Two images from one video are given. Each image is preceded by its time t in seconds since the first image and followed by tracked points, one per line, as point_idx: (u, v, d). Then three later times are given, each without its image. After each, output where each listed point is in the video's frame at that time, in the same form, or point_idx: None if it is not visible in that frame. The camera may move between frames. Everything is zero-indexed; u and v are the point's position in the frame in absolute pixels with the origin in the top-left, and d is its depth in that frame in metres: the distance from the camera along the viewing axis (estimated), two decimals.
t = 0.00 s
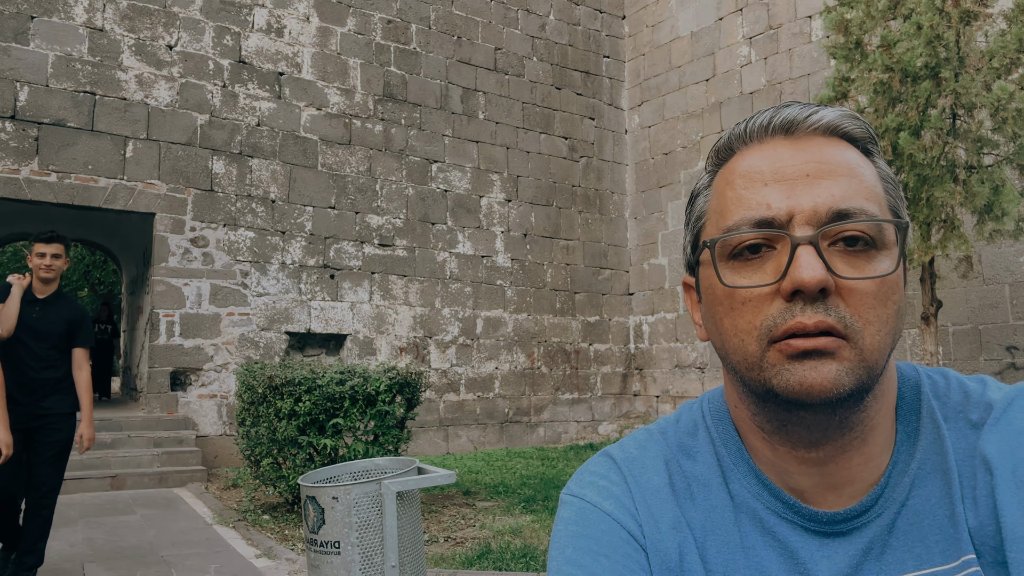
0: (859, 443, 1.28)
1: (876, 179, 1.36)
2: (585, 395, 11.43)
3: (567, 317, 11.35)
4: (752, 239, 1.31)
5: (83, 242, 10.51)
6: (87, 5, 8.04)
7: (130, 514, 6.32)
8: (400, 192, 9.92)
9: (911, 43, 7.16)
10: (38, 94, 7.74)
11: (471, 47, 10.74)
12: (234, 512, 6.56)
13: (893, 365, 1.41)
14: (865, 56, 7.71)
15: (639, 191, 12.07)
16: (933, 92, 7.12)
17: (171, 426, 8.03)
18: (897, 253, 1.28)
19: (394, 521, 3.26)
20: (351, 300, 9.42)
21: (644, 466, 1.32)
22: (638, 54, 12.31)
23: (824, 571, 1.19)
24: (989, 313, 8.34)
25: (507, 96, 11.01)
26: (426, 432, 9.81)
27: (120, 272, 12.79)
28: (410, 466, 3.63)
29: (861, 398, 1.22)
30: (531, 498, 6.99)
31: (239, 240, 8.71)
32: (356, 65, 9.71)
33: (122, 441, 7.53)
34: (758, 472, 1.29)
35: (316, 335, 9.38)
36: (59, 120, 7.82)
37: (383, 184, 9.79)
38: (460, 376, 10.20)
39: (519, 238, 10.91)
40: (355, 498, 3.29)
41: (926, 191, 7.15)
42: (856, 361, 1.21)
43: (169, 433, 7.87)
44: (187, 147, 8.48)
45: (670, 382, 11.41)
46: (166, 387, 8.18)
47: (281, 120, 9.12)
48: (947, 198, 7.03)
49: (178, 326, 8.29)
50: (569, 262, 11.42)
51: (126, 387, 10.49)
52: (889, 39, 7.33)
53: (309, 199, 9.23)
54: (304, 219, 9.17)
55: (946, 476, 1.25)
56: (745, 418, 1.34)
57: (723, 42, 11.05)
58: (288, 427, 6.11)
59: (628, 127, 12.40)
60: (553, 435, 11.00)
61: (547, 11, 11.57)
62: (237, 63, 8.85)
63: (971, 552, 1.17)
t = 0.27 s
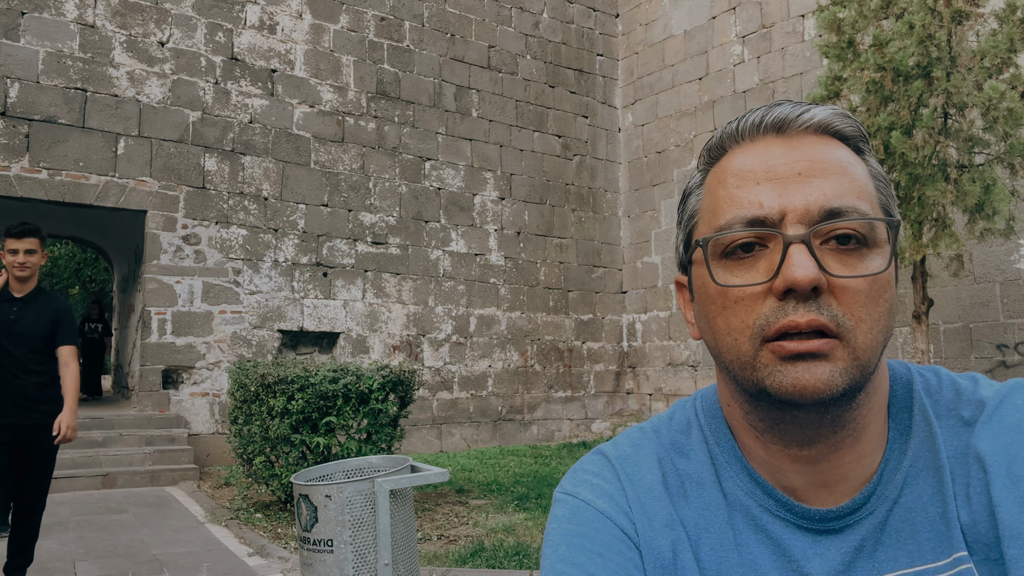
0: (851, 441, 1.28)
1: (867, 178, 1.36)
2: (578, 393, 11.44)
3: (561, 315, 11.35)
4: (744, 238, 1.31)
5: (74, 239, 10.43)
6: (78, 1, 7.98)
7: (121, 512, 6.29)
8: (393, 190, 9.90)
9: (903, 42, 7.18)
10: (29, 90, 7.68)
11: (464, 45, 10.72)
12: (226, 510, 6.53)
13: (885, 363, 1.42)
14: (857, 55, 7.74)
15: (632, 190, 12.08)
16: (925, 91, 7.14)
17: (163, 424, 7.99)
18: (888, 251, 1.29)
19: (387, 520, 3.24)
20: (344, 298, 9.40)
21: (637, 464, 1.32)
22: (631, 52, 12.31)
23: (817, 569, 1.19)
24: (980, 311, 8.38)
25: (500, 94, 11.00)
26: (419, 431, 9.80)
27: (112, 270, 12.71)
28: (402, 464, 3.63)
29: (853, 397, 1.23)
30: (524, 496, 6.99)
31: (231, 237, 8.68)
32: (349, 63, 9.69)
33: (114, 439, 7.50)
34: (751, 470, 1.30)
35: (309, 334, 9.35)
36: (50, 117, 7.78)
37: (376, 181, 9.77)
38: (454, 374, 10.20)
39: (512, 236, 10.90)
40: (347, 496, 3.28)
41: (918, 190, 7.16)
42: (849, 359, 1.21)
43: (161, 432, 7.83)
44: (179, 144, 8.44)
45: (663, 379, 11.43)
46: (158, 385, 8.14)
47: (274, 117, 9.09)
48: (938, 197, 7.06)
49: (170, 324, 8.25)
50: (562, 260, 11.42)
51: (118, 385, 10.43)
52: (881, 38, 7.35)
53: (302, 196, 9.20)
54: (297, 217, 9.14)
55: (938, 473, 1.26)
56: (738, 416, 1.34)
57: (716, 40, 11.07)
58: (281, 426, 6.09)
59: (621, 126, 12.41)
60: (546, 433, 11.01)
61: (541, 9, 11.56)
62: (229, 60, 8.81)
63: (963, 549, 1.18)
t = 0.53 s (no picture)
0: (847, 440, 1.28)
1: (866, 178, 1.36)
2: (569, 391, 11.45)
3: (552, 313, 11.35)
4: (743, 237, 1.31)
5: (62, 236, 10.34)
6: None
7: (110, 511, 6.25)
8: (384, 187, 9.86)
9: (892, 41, 7.21)
10: (16, 86, 7.61)
11: (455, 42, 10.70)
12: (216, 509, 6.50)
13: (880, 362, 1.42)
14: (847, 54, 7.76)
15: (623, 188, 12.09)
16: (914, 90, 7.18)
17: (152, 422, 7.94)
18: (886, 252, 1.29)
19: (378, 519, 3.22)
20: (335, 295, 9.37)
21: (632, 462, 1.32)
22: (622, 50, 12.32)
23: (811, 568, 1.19)
24: (967, 310, 8.44)
25: (492, 91, 10.98)
26: (410, 429, 9.78)
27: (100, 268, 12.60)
28: (394, 462, 3.61)
29: (851, 397, 1.23)
30: (515, 493, 7.00)
31: (221, 235, 8.63)
32: (340, 59, 9.64)
33: (102, 437, 7.44)
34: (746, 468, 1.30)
35: (299, 331, 9.32)
36: (37, 113, 7.71)
37: (367, 179, 9.73)
38: (445, 371, 10.18)
39: (503, 233, 10.89)
40: (339, 495, 3.27)
41: (907, 189, 7.19)
42: (847, 360, 1.22)
43: (150, 430, 7.78)
44: (168, 141, 8.38)
45: (654, 377, 11.45)
46: (147, 383, 8.09)
47: (264, 114, 9.04)
48: (926, 195, 7.09)
49: (159, 321, 8.20)
50: (553, 258, 11.42)
51: (106, 383, 10.36)
52: (871, 37, 7.37)
53: (292, 193, 9.15)
54: (287, 214, 9.09)
55: (933, 473, 1.26)
56: (734, 416, 1.34)
57: (707, 39, 11.09)
58: (271, 424, 6.07)
59: (613, 124, 12.42)
60: (537, 431, 11.01)
61: (532, 6, 11.54)
62: (219, 56, 8.75)
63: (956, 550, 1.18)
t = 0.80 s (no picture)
0: (842, 440, 1.27)
1: (864, 177, 1.35)
2: (558, 388, 11.45)
3: (540, 311, 11.34)
4: (740, 235, 1.29)
5: (46, 232, 10.21)
6: None
7: (96, 509, 6.18)
8: (372, 184, 9.81)
9: (880, 41, 7.23)
10: None
11: (444, 39, 10.65)
12: (202, 507, 6.45)
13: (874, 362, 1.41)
14: (835, 53, 7.79)
15: (612, 186, 12.09)
16: (901, 90, 7.22)
17: (137, 420, 7.86)
18: (883, 252, 1.28)
19: (367, 518, 3.17)
20: (322, 292, 9.31)
21: (626, 461, 1.30)
22: (611, 48, 12.31)
23: (805, 568, 1.18)
24: (952, 308, 8.50)
25: (481, 88, 10.94)
26: (398, 426, 9.74)
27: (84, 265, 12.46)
28: (383, 461, 3.57)
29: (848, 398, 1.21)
30: (504, 491, 6.99)
31: (207, 231, 8.55)
32: (328, 55, 9.58)
33: (87, 435, 7.36)
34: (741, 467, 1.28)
35: (286, 329, 9.25)
36: (21, 108, 7.61)
37: (355, 175, 9.67)
38: (433, 369, 10.15)
39: (492, 231, 10.86)
40: (327, 493, 3.22)
41: (893, 188, 7.21)
42: (844, 361, 1.20)
43: (135, 428, 7.70)
44: (154, 136, 8.29)
45: (642, 375, 11.47)
46: (133, 381, 8.01)
47: (251, 109, 8.95)
48: (912, 194, 7.13)
49: (144, 319, 8.12)
50: (542, 256, 11.41)
51: (91, 380, 10.25)
52: (858, 37, 7.38)
53: (280, 189, 9.08)
54: (274, 211, 9.03)
55: (926, 473, 1.25)
56: (729, 415, 1.32)
57: (695, 37, 11.10)
58: (258, 422, 6.03)
59: (601, 122, 12.41)
60: (526, 428, 11.00)
61: (521, 4, 11.50)
62: (205, 51, 8.67)
63: (950, 550, 1.18)
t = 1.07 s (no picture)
0: (833, 438, 1.27)
1: (856, 176, 1.37)
2: (545, 385, 11.45)
3: (528, 308, 11.33)
4: (735, 233, 1.31)
5: (29, 227, 10.07)
6: None
7: (79, 507, 6.11)
8: (359, 180, 9.75)
9: (865, 40, 7.26)
10: None
11: (432, 35, 10.60)
12: (187, 505, 6.39)
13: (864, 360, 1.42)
14: (821, 52, 7.81)
15: (600, 183, 12.10)
16: (886, 89, 7.26)
17: (122, 418, 7.78)
18: (875, 251, 1.30)
19: (354, 516, 3.13)
20: (309, 289, 9.25)
21: (617, 459, 1.29)
22: (599, 45, 12.31)
23: (795, 566, 1.18)
24: (936, 305, 8.57)
25: (468, 85, 10.90)
26: (385, 424, 9.71)
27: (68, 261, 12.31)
28: (370, 459, 3.52)
29: (841, 395, 1.23)
30: (491, 488, 6.97)
31: (192, 227, 8.47)
32: (315, 50, 9.50)
33: (71, 433, 7.27)
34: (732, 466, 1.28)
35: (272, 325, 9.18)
36: (2, 102, 7.50)
37: (341, 171, 9.61)
38: (420, 366, 10.11)
39: (479, 228, 10.83)
40: (313, 491, 3.16)
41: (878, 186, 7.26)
42: (837, 359, 1.22)
43: (119, 425, 7.62)
44: (138, 131, 8.20)
45: (629, 372, 11.49)
46: (117, 378, 7.93)
47: (237, 104, 8.87)
48: (897, 193, 7.19)
49: (129, 315, 8.04)
50: (530, 253, 11.39)
51: (75, 377, 10.15)
52: (844, 36, 7.40)
53: (266, 185, 9.01)
54: (260, 206, 8.95)
55: (916, 471, 1.25)
56: (719, 412, 1.33)
57: (683, 35, 11.12)
58: (244, 419, 5.98)
59: (589, 119, 12.41)
60: (513, 425, 10.99)
61: None
62: (190, 46, 8.58)
63: (939, 548, 1.17)
